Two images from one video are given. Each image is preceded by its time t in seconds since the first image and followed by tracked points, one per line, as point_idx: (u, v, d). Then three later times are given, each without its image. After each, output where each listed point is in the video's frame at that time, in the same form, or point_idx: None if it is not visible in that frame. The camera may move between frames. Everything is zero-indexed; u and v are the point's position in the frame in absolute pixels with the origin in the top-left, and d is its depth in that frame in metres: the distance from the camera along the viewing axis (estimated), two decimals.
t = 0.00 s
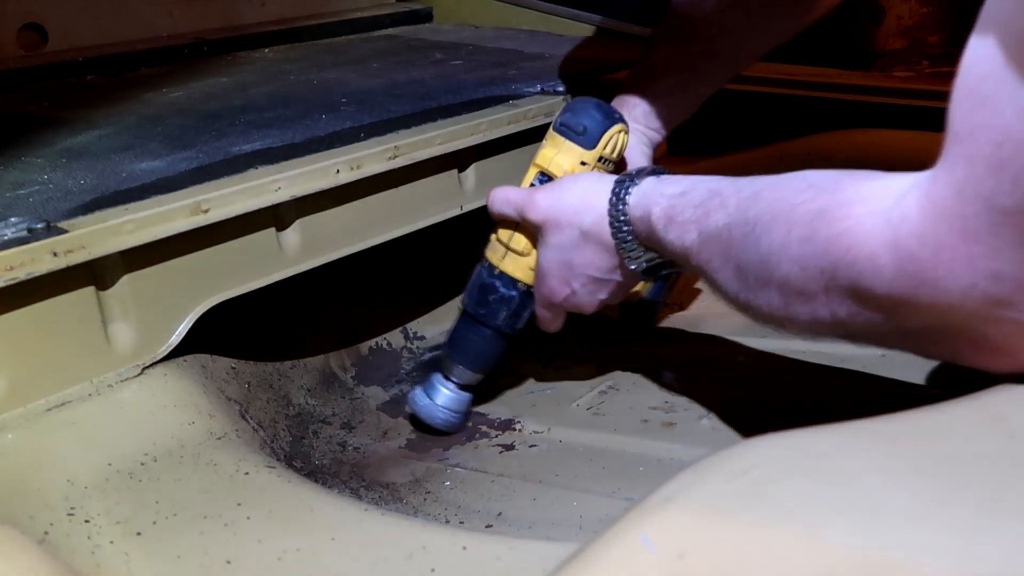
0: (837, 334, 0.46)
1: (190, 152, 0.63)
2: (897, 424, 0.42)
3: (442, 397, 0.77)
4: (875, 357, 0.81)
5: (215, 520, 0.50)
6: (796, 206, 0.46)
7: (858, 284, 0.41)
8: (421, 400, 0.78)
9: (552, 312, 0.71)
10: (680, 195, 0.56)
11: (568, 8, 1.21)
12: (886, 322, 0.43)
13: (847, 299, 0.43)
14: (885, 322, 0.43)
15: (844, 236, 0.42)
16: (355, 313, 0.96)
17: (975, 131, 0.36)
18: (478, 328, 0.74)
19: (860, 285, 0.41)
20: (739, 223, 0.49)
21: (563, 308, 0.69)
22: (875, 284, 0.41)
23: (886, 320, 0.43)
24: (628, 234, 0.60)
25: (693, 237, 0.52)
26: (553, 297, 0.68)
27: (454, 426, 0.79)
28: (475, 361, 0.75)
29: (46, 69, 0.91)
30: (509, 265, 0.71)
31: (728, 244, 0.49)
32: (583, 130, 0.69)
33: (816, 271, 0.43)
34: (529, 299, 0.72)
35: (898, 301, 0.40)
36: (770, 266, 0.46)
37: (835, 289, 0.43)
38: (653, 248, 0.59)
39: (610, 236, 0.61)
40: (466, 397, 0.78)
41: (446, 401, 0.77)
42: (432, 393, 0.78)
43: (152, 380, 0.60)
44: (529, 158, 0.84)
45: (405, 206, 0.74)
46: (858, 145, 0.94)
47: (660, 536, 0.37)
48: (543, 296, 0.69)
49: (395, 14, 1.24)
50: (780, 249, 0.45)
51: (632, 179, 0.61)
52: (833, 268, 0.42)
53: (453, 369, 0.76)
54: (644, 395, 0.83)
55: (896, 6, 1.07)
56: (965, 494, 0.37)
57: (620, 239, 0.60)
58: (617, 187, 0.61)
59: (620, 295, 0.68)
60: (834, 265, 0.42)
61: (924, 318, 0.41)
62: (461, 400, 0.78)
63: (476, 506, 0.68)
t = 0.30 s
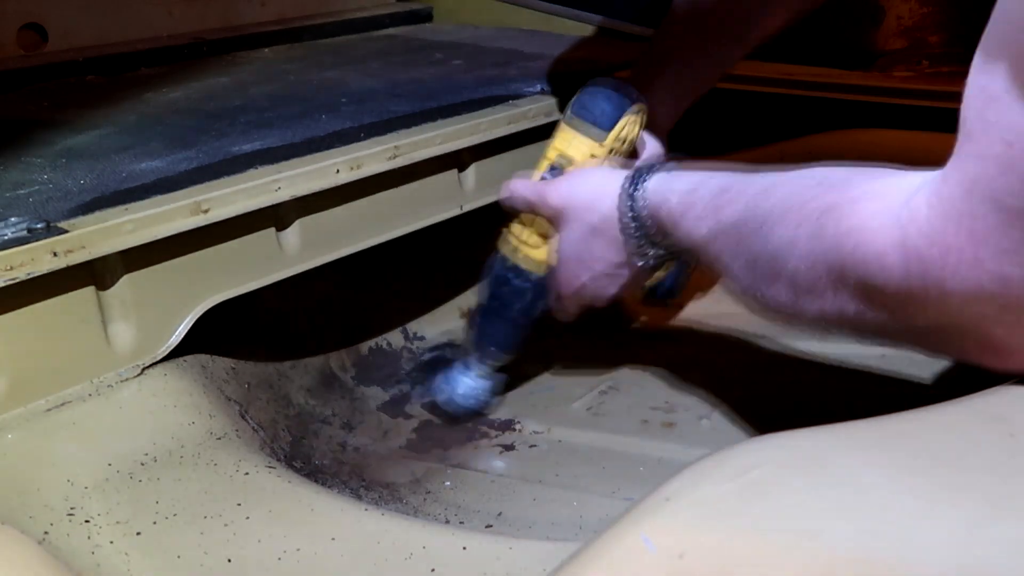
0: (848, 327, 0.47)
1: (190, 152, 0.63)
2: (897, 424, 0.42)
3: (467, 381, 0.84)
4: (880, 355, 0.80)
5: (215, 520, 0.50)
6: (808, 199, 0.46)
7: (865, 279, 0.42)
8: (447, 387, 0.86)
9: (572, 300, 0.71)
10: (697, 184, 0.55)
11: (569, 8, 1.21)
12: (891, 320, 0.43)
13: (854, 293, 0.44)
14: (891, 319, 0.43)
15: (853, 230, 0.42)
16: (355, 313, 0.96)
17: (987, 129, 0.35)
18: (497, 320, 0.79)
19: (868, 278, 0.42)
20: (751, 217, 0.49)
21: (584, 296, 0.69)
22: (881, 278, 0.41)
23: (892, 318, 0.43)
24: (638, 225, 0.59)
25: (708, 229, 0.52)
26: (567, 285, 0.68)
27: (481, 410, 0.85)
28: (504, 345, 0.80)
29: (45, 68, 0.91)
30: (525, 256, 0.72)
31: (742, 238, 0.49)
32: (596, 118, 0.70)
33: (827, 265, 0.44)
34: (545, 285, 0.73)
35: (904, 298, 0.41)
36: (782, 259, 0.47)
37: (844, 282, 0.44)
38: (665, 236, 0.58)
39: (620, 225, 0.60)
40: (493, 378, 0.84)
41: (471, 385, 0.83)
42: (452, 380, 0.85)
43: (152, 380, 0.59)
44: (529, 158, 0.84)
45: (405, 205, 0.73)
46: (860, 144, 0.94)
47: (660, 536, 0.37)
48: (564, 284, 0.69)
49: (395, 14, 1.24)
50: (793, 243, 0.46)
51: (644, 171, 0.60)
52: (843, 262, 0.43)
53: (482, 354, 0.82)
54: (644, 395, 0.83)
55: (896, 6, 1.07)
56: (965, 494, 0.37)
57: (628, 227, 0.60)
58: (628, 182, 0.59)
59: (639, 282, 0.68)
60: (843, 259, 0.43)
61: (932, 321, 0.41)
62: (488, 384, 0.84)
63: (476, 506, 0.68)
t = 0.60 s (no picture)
0: (903, 344, 0.45)
1: (190, 152, 0.63)
2: (895, 424, 0.42)
3: (473, 391, 0.78)
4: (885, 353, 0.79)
5: (215, 520, 0.50)
6: (864, 206, 0.45)
7: (929, 287, 0.40)
8: (452, 398, 0.79)
9: (593, 313, 0.70)
10: (741, 201, 0.54)
11: (569, 7, 1.21)
12: (955, 328, 0.41)
13: (915, 304, 0.42)
14: (954, 328, 0.41)
15: (917, 236, 0.41)
16: (355, 313, 0.96)
17: None
18: (519, 329, 0.74)
19: (930, 286, 0.40)
20: (802, 230, 0.48)
21: (606, 313, 0.69)
22: (943, 285, 0.39)
23: (955, 326, 0.41)
24: (681, 244, 0.58)
25: (754, 244, 0.51)
26: (600, 301, 0.68)
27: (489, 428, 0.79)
28: (510, 361, 0.75)
29: (45, 68, 0.91)
30: (554, 267, 0.71)
31: (792, 250, 0.48)
32: (636, 132, 0.72)
33: (887, 275, 0.42)
34: (572, 298, 0.72)
35: (967, 305, 0.39)
36: (835, 270, 0.45)
37: (905, 292, 0.42)
38: (708, 256, 0.57)
39: (664, 244, 0.60)
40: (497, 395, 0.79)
41: (476, 398, 0.78)
42: (464, 392, 0.78)
43: (152, 380, 0.60)
44: (529, 158, 0.85)
45: (405, 205, 0.73)
46: (859, 144, 0.94)
47: (660, 535, 0.37)
48: (588, 299, 0.69)
49: (394, 14, 1.24)
50: (849, 253, 0.44)
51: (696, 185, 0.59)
52: (904, 269, 0.41)
53: (486, 370, 0.77)
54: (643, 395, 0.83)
55: (896, 6, 1.07)
56: (965, 494, 0.37)
57: (673, 249, 0.59)
58: (674, 196, 0.59)
59: (665, 299, 0.67)
60: (905, 268, 0.41)
61: (994, 326, 0.39)
62: (494, 399, 0.78)
63: (476, 506, 0.68)
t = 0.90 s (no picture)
0: (900, 346, 0.44)
1: (190, 152, 0.63)
2: (896, 423, 0.42)
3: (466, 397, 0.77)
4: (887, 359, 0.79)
5: (215, 520, 0.50)
6: (860, 212, 0.43)
7: (926, 292, 0.39)
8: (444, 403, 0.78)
9: (585, 325, 0.71)
10: (735, 210, 0.54)
11: (568, 7, 1.21)
12: (949, 332, 0.40)
13: (911, 307, 0.41)
14: (949, 331, 0.41)
15: (914, 246, 0.39)
16: (355, 313, 0.96)
17: None
18: (509, 336, 0.74)
19: (925, 290, 0.39)
20: (795, 236, 0.47)
21: (597, 321, 0.70)
22: (939, 288, 0.39)
23: (951, 330, 0.40)
24: (673, 251, 0.58)
25: (747, 251, 0.51)
26: (589, 310, 0.69)
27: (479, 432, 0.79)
28: (505, 367, 0.75)
29: (45, 68, 0.91)
30: (545, 274, 0.70)
31: (787, 255, 0.47)
32: (629, 141, 0.70)
33: (877, 279, 0.42)
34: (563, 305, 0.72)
35: (963, 308, 0.38)
36: (830, 275, 0.44)
37: (899, 296, 0.41)
38: (701, 266, 0.57)
39: (656, 252, 0.60)
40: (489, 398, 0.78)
41: (469, 402, 0.77)
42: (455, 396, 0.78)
43: (152, 379, 0.59)
44: (529, 158, 0.85)
45: (405, 205, 0.73)
46: (857, 144, 0.94)
47: (660, 536, 0.37)
48: (580, 307, 0.69)
49: (395, 14, 1.24)
50: (845, 260, 0.43)
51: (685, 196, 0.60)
52: (896, 273, 0.40)
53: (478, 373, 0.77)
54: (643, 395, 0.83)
55: (896, 6, 1.07)
56: (965, 494, 0.37)
57: (666, 254, 0.59)
58: (667, 206, 0.60)
59: (657, 308, 0.67)
60: (899, 271, 0.40)
61: (994, 328, 0.39)
62: (485, 402, 0.78)
63: (477, 506, 0.68)
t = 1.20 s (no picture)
0: (958, 347, 0.45)
1: (190, 152, 0.63)
2: (895, 424, 0.42)
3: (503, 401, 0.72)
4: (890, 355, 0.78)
5: (215, 520, 0.50)
6: (923, 209, 0.44)
7: (997, 291, 0.40)
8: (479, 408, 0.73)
9: (629, 324, 0.66)
10: (784, 203, 0.53)
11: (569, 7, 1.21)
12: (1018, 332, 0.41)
13: (976, 307, 0.42)
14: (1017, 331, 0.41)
15: (981, 241, 0.40)
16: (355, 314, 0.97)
17: None
18: (549, 338, 0.69)
19: (996, 291, 0.40)
20: (852, 234, 0.47)
21: (641, 320, 0.65)
22: (1010, 291, 0.39)
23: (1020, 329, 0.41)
24: (724, 248, 0.56)
25: (802, 249, 0.50)
26: (634, 308, 0.64)
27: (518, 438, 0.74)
28: (544, 370, 0.70)
29: (45, 68, 0.91)
30: (588, 273, 0.66)
31: (845, 256, 0.47)
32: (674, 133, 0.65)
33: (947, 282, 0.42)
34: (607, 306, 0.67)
35: None
36: (891, 276, 0.45)
37: (966, 297, 0.42)
38: (754, 264, 0.55)
39: (704, 248, 0.57)
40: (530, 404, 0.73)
41: (508, 407, 0.72)
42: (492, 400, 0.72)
43: (151, 380, 0.60)
44: (529, 158, 0.85)
45: (405, 205, 0.73)
46: (858, 144, 0.94)
47: (660, 535, 0.37)
48: (622, 307, 0.65)
49: (395, 14, 1.24)
50: (908, 261, 0.44)
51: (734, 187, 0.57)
52: (965, 276, 0.41)
53: (518, 378, 0.71)
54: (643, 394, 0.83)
55: (896, 6, 1.07)
56: (965, 494, 0.37)
57: (717, 252, 0.56)
58: (714, 198, 0.57)
59: (706, 306, 0.64)
60: (966, 273, 0.41)
61: None
62: (526, 407, 0.73)
63: (476, 506, 0.68)
